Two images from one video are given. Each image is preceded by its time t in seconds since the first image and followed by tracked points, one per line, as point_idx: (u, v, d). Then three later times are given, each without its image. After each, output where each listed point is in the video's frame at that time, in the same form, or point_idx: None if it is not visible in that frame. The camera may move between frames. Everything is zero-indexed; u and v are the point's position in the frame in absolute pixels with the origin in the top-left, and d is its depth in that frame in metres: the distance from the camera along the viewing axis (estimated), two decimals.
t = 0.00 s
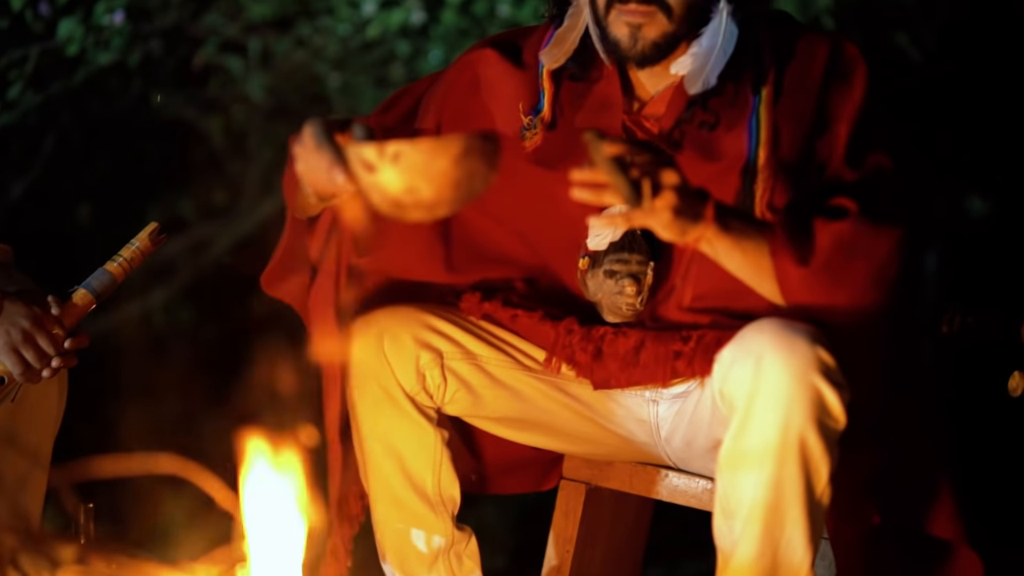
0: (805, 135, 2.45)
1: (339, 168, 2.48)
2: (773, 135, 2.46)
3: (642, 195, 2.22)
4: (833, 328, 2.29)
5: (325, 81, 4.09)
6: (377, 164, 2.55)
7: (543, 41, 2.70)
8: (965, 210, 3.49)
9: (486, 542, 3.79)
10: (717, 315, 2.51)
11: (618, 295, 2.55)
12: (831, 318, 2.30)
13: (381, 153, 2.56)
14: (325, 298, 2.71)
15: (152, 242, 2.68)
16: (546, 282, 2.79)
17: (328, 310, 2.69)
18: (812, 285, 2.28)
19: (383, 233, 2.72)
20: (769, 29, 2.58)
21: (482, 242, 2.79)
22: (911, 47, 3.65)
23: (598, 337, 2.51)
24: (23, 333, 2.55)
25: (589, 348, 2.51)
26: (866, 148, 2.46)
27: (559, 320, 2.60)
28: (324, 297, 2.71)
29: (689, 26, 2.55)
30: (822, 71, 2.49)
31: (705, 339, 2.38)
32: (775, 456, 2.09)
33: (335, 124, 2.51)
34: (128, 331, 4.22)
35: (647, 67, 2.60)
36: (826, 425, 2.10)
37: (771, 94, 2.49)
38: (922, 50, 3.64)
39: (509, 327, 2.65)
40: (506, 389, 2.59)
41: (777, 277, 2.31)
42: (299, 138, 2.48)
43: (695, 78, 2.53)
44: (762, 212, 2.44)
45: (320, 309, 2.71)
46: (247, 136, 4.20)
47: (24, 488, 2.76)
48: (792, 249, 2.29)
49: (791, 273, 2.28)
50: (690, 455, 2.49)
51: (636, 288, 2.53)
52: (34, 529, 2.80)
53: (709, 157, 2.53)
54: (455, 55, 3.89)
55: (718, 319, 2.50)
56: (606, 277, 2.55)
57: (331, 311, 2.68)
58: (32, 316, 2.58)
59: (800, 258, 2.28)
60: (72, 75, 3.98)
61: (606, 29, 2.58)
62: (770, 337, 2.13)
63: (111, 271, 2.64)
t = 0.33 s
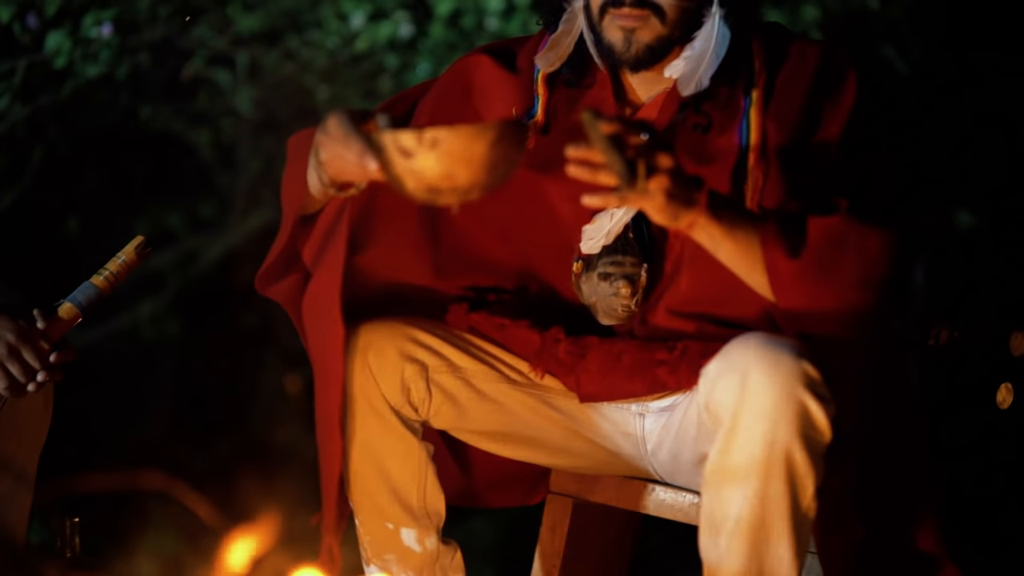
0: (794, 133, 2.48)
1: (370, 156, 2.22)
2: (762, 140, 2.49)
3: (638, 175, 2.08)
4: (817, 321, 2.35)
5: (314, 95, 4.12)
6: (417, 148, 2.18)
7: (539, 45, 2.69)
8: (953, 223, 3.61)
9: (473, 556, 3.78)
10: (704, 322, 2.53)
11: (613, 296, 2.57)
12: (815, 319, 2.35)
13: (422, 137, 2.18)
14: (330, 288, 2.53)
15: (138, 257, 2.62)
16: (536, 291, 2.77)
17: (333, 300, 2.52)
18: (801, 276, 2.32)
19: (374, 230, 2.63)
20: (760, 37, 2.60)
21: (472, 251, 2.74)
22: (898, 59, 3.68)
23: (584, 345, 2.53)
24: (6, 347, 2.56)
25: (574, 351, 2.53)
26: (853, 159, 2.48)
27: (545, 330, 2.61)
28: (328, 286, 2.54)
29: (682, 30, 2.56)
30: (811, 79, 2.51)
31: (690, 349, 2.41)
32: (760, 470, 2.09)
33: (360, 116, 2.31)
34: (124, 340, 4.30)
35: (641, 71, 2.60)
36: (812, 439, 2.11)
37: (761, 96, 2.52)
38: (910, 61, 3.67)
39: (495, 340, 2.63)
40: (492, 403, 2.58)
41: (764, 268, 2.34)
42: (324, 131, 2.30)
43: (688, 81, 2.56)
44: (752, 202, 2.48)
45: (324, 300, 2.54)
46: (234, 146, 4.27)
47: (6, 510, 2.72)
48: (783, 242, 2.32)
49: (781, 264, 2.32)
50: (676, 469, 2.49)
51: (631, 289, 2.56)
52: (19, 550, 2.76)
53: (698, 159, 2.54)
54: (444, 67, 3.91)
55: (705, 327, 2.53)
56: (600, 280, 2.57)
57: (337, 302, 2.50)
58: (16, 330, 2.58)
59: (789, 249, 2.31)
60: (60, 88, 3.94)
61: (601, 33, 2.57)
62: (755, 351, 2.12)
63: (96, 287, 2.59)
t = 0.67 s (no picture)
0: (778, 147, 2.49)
1: (397, 142, 2.19)
2: (750, 146, 2.49)
3: (627, 161, 2.06)
4: (800, 328, 2.34)
5: (299, 108, 4.17)
6: (450, 134, 2.15)
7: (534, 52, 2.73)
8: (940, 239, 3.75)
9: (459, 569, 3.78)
10: (690, 328, 2.53)
11: (604, 300, 2.55)
12: (800, 319, 2.34)
13: (455, 122, 2.14)
14: (331, 283, 2.56)
15: (122, 271, 2.62)
16: (519, 307, 2.75)
17: (335, 294, 2.55)
18: (789, 270, 2.30)
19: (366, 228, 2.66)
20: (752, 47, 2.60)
21: (460, 257, 2.74)
22: (885, 73, 3.70)
23: (568, 368, 2.50)
24: None
25: (558, 380, 2.50)
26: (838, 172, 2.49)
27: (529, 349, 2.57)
28: (329, 281, 2.57)
29: (673, 35, 2.57)
30: (797, 90, 2.54)
31: (673, 366, 2.36)
32: (743, 485, 2.09)
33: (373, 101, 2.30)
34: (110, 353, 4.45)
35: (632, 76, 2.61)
36: (796, 454, 2.10)
37: (749, 102, 2.51)
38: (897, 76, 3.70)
39: (477, 355, 2.60)
40: (476, 418, 2.57)
41: (755, 258, 2.30)
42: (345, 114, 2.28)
43: (678, 84, 2.58)
44: (743, 197, 2.47)
45: (323, 294, 2.57)
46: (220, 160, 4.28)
47: None
48: (773, 236, 2.29)
49: (771, 257, 2.29)
50: (660, 483, 2.49)
51: (623, 292, 2.54)
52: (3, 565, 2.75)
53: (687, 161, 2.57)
54: (431, 81, 3.98)
55: (689, 339, 2.52)
56: (592, 284, 2.55)
57: (339, 298, 2.54)
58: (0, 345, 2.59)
59: (779, 244, 2.29)
60: (46, 101, 4.01)
61: (592, 40, 2.59)
62: (739, 365, 2.12)
63: (79, 300, 2.59)
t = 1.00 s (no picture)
0: (764, 155, 2.49)
1: (417, 125, 2.18)
2: (737, 152, 2.50)
3: (616, 151, 2.07)
4: (787, 334, 2.33)
5: (283, 120, 4.13)
6: (472, 117, 2.15)
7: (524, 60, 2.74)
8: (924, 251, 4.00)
9: None
10: (678, 338, 2.50)
11: (592, 306, 2.54)
12: (788, 323, 2.32)
13: (477, 105, 2.15)
14: (333, 276, 2.51)
15: (103, 286, 2.65)
16: (505, 319, 2.75)
17: (336, 287, 2.50)
18: (778, 269, 2.29)
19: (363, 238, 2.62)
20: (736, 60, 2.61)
21: (445, 267, 2.72)
22: (868, 86, 3.90)
23: (552, 383, 2.50)
24: None
25: (542, 393, 2.49)
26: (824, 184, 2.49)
27: (513, 364, 2.57)
28: (327, 276, 2.52)
29: (661, 43, 2.59)
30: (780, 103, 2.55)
31: (656, 380, 2.35)
32: (727, 500, 2.08)
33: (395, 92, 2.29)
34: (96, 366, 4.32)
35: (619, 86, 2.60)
36: (780, 469, 2.10)
37: (737, 110, 2.54)
38: (880, 88, 3.91)
39: (462, 369, 2.61)
40: (458, 433, 2.54)
41: (745, 256, 2.29)
42: (360, 100, 2.28)
43: (667, 91, 2.57)
44: (733, 191, 2.46)
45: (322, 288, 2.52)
46: (205, 172, 4.27)
47: None
48: (762, 232, 2.30)
49: (761, 255, 2.29)
50: (643, 497, 2.48)
51: (611, 298, 2.53)
52: None
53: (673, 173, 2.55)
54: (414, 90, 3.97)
55: (675, 350, 2.49)
56: (580, 290, 2.55)
57: (344, 292, 2.49)
58: None
59: (770, 241, 2.29)
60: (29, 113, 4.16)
61: (582, 48, 2.59)
62: (723, 381, 2.11)
63: (61, 314, 2.60)
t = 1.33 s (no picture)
0: (754, 176, 2.45)
1: (430, 116, 2.18)
2: (724, 170, 2.46)
3: (610, 143, 2.09)
4: (783, 355, 2.30)
5: (267, 137, 4.16)
6: (487, 109, 2.15)
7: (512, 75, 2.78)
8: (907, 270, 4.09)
9: None
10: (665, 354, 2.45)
11: (579, 320, 2.52)
12: (779, 341, 2.29)
13: (493, 98, 2.14)
14: (344, 265, 2.50)
15: (84, 304, 2.64)
16: (488, 339, 2.74)
17: (346, 280, 2.49)
18: (768, 275, 2.24)
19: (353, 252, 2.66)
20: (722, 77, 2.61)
21: (428, 283, 2.72)
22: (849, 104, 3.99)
23: (535, 398, 2.47)
24: None
25: (525, 407, 2.46)
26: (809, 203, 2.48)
27: (496, 380, 2.54)
28: (337, 266, 2.51)
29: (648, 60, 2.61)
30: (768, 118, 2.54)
31: (639, 397, 2.35)
32: (709, 522, 2.07)
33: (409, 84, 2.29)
34: (79, 384, 4.47)
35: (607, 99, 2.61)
36: (762, 490, 2.08)
37: (724, 124, 2.51)
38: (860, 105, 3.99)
39: (443, 388, 2.57)
40: (439, 452, 2.52)
41: (734, 259, 2.25)
42: (372, 91, 2.27)
43: (655, 101, 2.56)
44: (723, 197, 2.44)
45: (332, 277, 2.51)
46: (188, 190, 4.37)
47: None
48: (752, 238, 2.25)
49: (748, 258, 2.24)
50: (626, 517, 2.46)
51: (598, 312, 2.51)
52: None
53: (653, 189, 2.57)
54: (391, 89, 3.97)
55: (659, 368, 2.44)
56: (566, 304, 2.53)
57: (359, 278, 2.48)
58: None
59: (758, 245, 2.24)
60: (14, 130, 4.12)
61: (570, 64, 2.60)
62: (706, 400, 2.09)
63: (41, 334, 2.57)
